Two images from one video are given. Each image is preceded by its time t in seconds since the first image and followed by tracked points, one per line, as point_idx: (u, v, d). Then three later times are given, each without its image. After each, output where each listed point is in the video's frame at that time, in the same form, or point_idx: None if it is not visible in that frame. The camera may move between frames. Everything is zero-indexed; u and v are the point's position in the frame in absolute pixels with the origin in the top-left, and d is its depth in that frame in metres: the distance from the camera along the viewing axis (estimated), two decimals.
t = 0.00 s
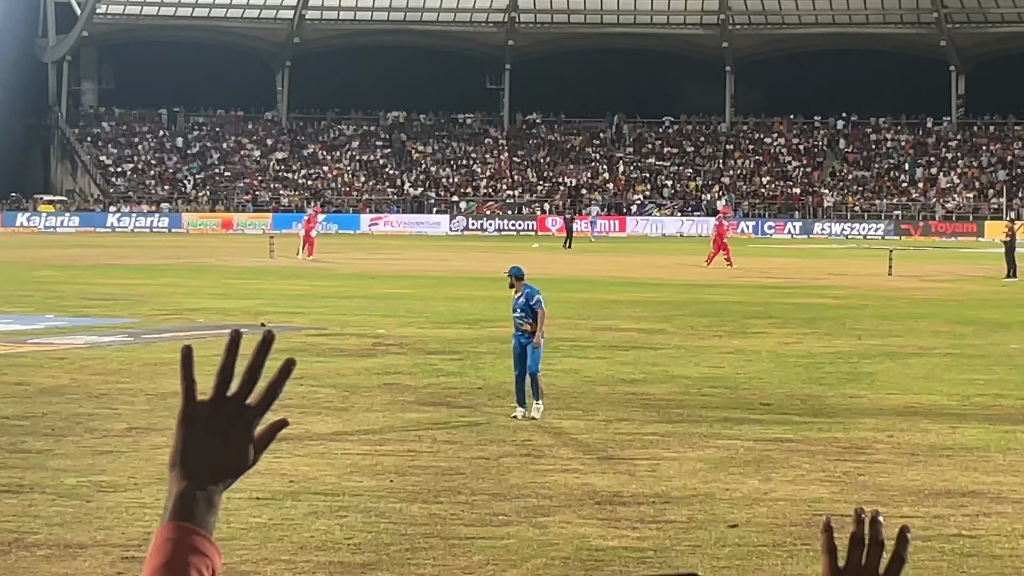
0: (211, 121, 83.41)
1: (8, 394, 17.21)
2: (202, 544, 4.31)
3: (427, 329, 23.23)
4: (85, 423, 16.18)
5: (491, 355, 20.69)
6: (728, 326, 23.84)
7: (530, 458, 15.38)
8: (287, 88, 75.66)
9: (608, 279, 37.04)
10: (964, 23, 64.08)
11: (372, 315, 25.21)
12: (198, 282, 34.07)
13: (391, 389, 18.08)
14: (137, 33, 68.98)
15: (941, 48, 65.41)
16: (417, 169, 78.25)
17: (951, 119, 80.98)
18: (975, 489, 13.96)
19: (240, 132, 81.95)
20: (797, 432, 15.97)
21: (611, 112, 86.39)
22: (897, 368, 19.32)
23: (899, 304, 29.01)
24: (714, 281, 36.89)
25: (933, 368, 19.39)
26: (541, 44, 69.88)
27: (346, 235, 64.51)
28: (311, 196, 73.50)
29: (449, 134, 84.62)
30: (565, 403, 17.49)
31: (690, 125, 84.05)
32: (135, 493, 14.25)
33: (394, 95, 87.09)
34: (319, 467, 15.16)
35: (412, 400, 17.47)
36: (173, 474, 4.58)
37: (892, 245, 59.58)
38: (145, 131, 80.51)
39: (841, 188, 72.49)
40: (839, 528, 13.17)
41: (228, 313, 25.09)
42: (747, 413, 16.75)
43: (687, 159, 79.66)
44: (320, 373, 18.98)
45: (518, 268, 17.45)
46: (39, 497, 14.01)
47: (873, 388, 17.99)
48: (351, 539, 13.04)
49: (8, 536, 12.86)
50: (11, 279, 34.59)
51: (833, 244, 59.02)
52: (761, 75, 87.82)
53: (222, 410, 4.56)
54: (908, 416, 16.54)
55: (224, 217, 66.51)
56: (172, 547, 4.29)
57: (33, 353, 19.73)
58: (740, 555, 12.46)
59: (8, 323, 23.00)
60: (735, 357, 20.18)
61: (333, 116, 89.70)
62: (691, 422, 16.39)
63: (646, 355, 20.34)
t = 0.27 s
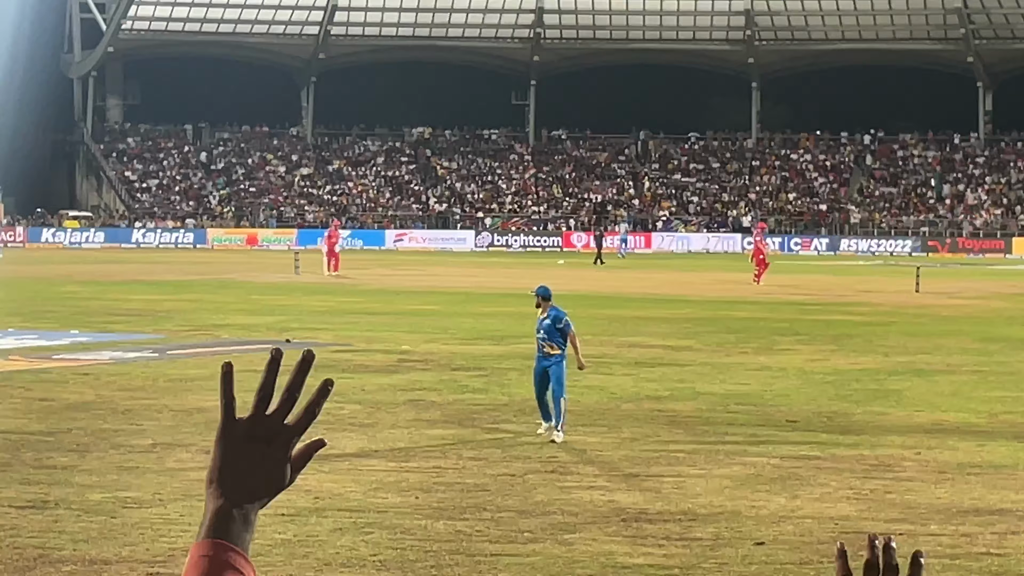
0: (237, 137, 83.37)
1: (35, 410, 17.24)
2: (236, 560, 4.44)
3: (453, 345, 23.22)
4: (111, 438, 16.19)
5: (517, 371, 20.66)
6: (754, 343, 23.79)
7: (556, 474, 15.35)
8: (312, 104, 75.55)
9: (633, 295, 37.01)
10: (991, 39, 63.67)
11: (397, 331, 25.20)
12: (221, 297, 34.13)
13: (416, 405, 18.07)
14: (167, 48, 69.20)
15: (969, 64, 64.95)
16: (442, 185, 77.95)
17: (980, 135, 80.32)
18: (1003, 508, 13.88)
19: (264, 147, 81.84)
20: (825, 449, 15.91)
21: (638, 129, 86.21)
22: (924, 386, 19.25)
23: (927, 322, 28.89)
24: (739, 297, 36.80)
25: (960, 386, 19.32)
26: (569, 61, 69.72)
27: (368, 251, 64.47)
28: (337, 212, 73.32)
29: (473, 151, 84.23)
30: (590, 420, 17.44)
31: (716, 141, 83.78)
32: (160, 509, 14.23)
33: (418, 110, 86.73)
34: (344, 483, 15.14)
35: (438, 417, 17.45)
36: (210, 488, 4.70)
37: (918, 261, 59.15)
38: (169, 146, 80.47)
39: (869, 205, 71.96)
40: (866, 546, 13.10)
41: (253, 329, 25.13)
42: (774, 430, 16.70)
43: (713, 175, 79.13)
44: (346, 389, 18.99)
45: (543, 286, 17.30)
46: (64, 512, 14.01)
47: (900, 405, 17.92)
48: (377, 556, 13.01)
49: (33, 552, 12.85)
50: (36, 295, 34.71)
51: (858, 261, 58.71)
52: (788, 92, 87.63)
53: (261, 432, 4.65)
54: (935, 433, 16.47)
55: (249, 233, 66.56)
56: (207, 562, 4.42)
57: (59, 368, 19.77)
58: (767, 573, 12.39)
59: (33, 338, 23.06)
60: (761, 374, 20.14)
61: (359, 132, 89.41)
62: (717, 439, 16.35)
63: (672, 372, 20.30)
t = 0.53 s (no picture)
0: (252, 145, 83.27)
1: (51, 416, 17.30)
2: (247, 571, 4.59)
3: (467, 354, 23.26)
4: (126, 446, 16.23)
5: (532, 380, 20.67)
6: (769, 353, 23.81)
7: (571, 483, 15.35)
8: (327, 112, 75.45)
9: (646, 304, 37.02)
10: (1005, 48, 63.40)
11: (412, 340, 25.24)
12: (236, 306, 34.25)
13: (430, 414, 18.12)
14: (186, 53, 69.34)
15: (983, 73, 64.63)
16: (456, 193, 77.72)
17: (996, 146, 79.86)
18: (1018, 519, 13.87)
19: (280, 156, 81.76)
20: (839, 458, 15.91)
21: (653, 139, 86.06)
22: (939, 396, 19.24)
23: (942, 332, 28.85)
24: (753, 307, 36.82)
25: (976, 396, 19.30)
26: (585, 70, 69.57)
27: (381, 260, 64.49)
28: (351, 221, 73.15)
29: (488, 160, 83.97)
30: (604, 428, 17.46)
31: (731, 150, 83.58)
32: (175, 517, 14.23)
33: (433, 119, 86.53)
34: (359, 492, 15.16)
35: (452, 426, 17.47)
36: (233, 499, 4.86)
37: (932, 271, 58.84)
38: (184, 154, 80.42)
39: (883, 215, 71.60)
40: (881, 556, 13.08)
41: (268, 337, 25.19)
42: (788, 440, 16.71)
43: (727, 185, 78.75)
44: (361, 398, 19.02)
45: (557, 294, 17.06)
46: (79, 519, 14.03)
47: (915, 416, 17.92)
48: (392, 564, 13.01)
49: (48, 559, 12.85)
50: (52, 302, 34.87)
51: (872, 270, 58.50)
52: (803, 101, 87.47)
53: (288, 450, 4.77)
54: (950, 444, 16.47)
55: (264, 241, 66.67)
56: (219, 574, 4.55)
57: (75, 376, 19.86)
58: None
59: (49, 346, 23.19)
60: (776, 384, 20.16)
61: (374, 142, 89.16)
62: (732, 449, 16.35)
63: (687, 381, 20.33)
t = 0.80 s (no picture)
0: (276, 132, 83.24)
1: (78, 401, 17.46)
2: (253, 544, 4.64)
3: (492, 338, 23.35)
4: (151, 430, 16.33)
5: (556, 364, 20.76)
6: (793, 338, 23.86)
7: (595, 468, 15.39)
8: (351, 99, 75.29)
9: (670, 289, 37.08)
10: None
11: (436, 324, 25.33)
12: (260, 291, 34.46)
13: (455, 398, 18.19)
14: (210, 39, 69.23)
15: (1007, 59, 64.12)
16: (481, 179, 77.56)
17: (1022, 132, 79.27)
18: None
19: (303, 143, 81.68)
20: (864, 443, 15.95)
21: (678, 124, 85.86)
22: (964, 381, 19.26)
23: (967, 317, 28.83)
24: (776, 293, 36.84)
25: (1001, 381, 19.31)
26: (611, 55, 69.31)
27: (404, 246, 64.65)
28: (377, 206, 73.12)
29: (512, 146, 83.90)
30: (628, 413, 17.53)
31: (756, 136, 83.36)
32: (200, 500, 14.28)
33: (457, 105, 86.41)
34: (384, 476, 15.22)
35: (477, 410, 17.56)
36: (240, 486, 4.94)
37: (956, 256, 58.54)
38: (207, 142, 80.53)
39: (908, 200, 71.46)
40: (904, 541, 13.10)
41: (292, 322, 25.33)
42: (813, 424, 16.75)
43: (750, 171, 78.69)
44: (385, 382, 19.13)
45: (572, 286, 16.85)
46: (106, 502, 14.10)
47: (940, 400, 17.95)
48: (417, 548, 13.06)
49: (75, 541, 12.94)
50: (76, 287, 35.17)
51: (896, 255, 58.28)
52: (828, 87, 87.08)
53: (300, 437, 4.96)
54: (975, 429, 16.49)
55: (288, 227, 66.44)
56: (228, 550, 4.56)
57: (101, 361, 20.03)
58: (805, 567, 12.40)
59: (75, 331, 23.41)
60: (800, 369, 20.21)
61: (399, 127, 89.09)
62: (755, 433, 16.40)
63: (711, 366, 20.39)
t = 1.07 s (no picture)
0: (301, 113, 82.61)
1: (102, 382, 17.58)
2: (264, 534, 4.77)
3: (515, 320, 23.41)
4: (176, 411, 16.40)
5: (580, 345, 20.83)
6: (817, 319, 23.88)
7: (619, 449, 15.40)
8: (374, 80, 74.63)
9: (693, 271, 37.06)
10: None
11: (461, 305, 25.42)
12: (283, 272, 34.54)
13: (479, 379, 18.24)
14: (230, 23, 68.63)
15: None
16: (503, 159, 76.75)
17: None
18: None
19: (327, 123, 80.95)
20: (888, 424, 15.97)
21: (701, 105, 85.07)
22: (989, 362, 19.23)
23: (994, 298, 28.72)
24: (799, 273, 36.74)
25: None
26: (636, 33, 68.36)
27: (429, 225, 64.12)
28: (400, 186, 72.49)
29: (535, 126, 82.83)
30: (652, 393, 17.58)
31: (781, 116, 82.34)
32: (225, 480, 14.33)
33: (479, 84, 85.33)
34: (408, 456, 15.26)
35: (501, 391, 17.65)
36: (254, 475, 5.05)
37: (982, 237, 57.82)
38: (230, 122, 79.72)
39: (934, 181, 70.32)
40: (929, 522, 13.05)
41: (316, 305, 25.45)
42: (837, 406, 16.76)
43: (775, 152, 77.66)
44: (410, 362, 19.23)
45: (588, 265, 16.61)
46: (130, 482, 14.12)
47: (965, 381, 17.94)
48: (441, 528, 13.08)
49: (100, 521, 12.99)
50: (100, 268, 35.34)
51: (922, 236, 57.73)
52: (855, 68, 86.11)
53: (313, 431, 5.05)
54: (999, 410, 16.48)
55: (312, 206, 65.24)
56: (239, 538, 4.71)
57: (125, 343, 20.16)
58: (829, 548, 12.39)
59: (99, 313, 23.57)
60: (824, 350, 20.22)
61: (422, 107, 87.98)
62: (780, 414, 16.42)
63: (734, 347, 20.42)
